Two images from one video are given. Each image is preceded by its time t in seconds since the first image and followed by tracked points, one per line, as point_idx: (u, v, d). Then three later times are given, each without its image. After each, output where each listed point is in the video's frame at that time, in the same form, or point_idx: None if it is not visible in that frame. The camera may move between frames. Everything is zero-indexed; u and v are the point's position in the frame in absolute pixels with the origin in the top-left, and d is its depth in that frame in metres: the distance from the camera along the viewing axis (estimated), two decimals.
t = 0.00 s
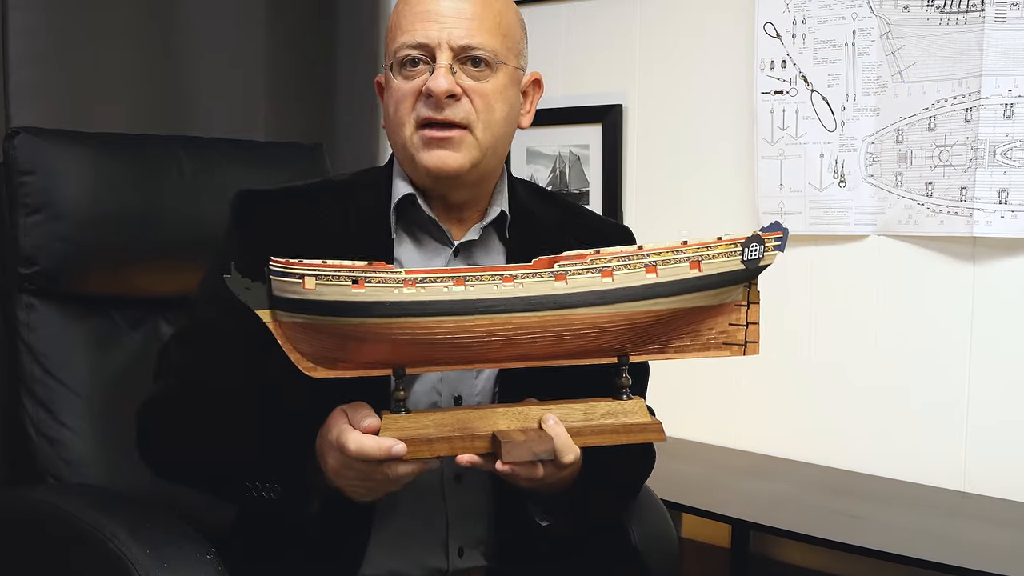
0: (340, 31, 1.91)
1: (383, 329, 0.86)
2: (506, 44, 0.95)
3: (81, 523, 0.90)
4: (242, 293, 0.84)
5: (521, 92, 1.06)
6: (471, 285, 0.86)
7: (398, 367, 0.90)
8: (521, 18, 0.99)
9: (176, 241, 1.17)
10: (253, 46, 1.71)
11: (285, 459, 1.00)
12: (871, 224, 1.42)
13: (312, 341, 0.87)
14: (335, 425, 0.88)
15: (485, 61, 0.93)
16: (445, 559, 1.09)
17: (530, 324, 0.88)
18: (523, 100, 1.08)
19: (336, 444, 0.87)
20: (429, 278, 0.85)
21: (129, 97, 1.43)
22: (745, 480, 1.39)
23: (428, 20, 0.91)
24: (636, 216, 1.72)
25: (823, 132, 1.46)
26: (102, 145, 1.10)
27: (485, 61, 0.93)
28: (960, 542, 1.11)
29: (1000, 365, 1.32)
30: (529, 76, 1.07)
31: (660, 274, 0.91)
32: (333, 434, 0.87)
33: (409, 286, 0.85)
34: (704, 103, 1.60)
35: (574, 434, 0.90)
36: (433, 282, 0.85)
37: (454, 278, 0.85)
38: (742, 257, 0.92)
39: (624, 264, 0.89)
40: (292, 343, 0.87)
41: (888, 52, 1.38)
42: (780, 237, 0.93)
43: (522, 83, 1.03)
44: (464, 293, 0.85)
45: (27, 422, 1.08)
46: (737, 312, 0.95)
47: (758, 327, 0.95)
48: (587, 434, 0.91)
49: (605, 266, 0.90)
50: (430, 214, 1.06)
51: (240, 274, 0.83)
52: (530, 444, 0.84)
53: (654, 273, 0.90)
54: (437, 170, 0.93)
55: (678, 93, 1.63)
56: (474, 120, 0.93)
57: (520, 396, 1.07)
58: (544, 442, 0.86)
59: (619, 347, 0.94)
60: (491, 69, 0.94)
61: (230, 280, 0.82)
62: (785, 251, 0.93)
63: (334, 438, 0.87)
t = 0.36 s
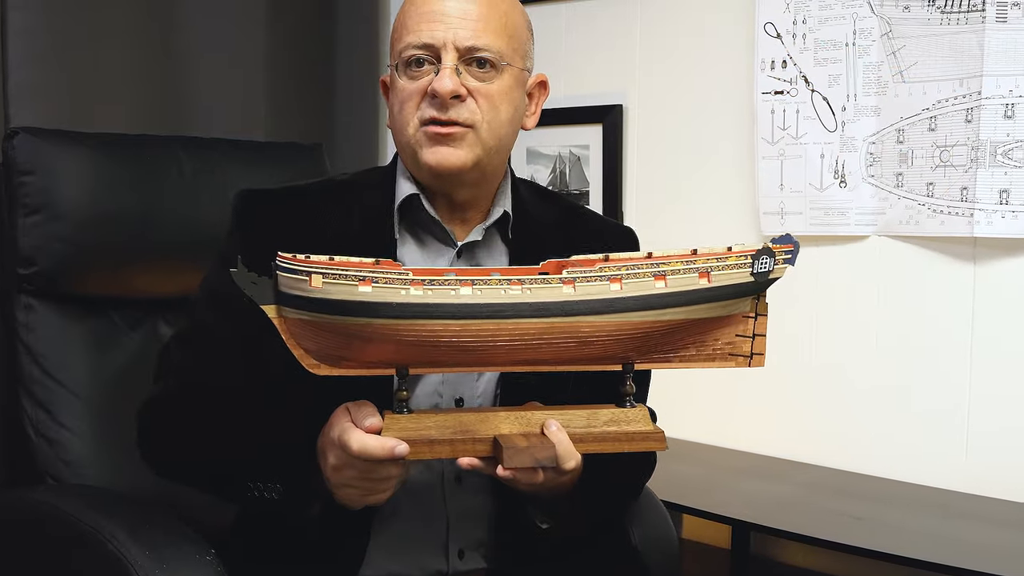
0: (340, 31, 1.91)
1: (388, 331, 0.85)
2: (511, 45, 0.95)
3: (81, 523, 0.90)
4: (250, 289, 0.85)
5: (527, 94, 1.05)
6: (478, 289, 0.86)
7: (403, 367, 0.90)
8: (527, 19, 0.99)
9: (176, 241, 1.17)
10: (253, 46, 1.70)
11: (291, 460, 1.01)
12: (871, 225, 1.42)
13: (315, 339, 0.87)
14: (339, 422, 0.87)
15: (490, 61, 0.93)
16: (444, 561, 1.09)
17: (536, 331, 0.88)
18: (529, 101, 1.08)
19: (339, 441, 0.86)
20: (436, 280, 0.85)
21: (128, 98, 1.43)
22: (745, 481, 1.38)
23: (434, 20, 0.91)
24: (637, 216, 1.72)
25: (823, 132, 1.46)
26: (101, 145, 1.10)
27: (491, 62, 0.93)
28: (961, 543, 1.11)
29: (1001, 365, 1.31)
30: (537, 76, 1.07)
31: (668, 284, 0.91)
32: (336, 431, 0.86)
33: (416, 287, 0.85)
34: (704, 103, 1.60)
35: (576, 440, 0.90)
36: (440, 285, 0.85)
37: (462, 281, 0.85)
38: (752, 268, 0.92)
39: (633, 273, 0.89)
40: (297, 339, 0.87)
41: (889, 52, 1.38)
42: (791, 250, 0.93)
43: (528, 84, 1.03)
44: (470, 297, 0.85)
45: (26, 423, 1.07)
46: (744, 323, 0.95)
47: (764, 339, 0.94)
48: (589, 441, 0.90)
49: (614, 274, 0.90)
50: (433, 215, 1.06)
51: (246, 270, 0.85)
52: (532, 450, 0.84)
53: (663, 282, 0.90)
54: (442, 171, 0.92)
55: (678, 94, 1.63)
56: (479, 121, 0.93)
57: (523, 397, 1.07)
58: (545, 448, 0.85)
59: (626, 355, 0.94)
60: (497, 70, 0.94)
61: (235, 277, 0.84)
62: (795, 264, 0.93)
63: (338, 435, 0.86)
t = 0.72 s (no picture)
0: (340, 32, 1.91)
1: (394, 331, 0.85)
2: (517, 55, 0.94)
3: (81, 524, 0.89)
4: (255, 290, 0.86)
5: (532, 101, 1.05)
6: (485, 290, 0.85)
7: (407, 367, 0.90)
8: (536, 28, 0.98)
9: (175, 241, 1.17)
10: (252, 47, 1.70)
11: (292, 461, 1.00)
12: (872, 225, 1.42)
13: (321, 338, 0.86)
14: (342, 423, 0.86)
15: (495, 72, 0.93)
16: (446, 562, 1.09)
17: (544, 332, 0.88)
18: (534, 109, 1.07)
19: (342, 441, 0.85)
20: (443, 280, 0.84)
21: (127, 98, 1.43)
22: (746, 482, 1.38)
23: (439, 27, 0.91)
24: (637, 217, 1.71)
25: (824, 132, 1.45)
26: (100, 145, 1.10)
27: (495, 73, 0.93)
28: (961, 545, 1.11)
29: (1001, 365, 1.31)
30: (540, 85, 1.06)
31: (675, 286, 0.90)
32: (339, 431, 0.86)
33: (424, 287, 0.84)
34: (704, 103, 1.60)
35: (580, 443, 0.90)
36: (447, 286, 0.84)
37: (469, 282, 0.85)
38: (758, 270, 0.92)
39: (639, 276, 0.89)
40: (301, 340, 0.87)
41: (890, 52, 1.38)
42: (798, 254, 0.92)
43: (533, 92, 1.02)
44: (478, 297, 0.85)
45: (25, 424, 1.07)
46: (749, 325, 0.95)
47: (768, 341, 0.94)
48: (594, 443, 0.90)
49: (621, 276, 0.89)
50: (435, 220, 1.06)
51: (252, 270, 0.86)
52: (536, 452, 0.84)
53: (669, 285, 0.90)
54: (442, 180, 0.92)
55: (678, 94, 1.63)
56: (480, 132, 0.93)
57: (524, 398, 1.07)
58: (549, 450, 0.85)
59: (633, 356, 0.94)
60: (501, 81, 0.93)
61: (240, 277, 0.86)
62: (800, 268, 0.92)
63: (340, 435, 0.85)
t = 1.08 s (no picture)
0: (340, 32, 1.91)
1: (405, 333, 0.84)
2: (508, 53, 0.94)
3: (81, 526, 0.89)
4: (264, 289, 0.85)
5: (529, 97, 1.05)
6: (498, 292, 0.85)
7: (416, 369, 0.88)
8: (528, 24, 0.98)
9: (174, 241, 1.16)
10: (251, 46, 1.71)
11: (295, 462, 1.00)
12: (872, 226, 1.41)
13: (330, 338, 0.85)
14: (350, 424, 0.85)
15: (485, 72, 0.92)
16: (448, 563, 1.08)
17: (556, 335, 0.87)
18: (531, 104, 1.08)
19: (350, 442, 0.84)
20: (456, 282, 0.84)
21: (126, 98, 1.43)
22: (746, 482, 1.38)
23: (428, 29, 0.90)
24: (637, 217, 1.71)
25: (824, 133, 1.45)
26: (99, 145, 1.10)
27: (486, 73, 0.92)
28: (961, 546, 1.10)
29: (1001, 366, 1.31)
30: (538, 80, 1.06)
31: (685, 291, 0.90)
32: (348, 432, 0.85)
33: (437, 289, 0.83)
34: (705, 103, 1.59)
35: (588, 447, 0.89)
36: (460, 288, 0.84)
37: (482, 284, 0.84)
38: (766, 277, 0.92)
39: (650, 280, 0.89)
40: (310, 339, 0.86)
41: (891, 52, 1.37)
42: (804, 262, 0.92)
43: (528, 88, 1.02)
44: (490, 299, 0.84)
45: (24, 424, 1.07)
46: (753, 332, 0.94)
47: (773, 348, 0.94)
48: (601, 448, 0.90)
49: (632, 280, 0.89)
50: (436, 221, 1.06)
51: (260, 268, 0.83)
52: (547, 456, 0.82)
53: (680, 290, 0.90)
54: (439, 183, 0.93)
55: (678, 94, 1.63)
56: (474, 133, 0.93)
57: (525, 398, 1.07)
58: (560, 454, 0.84)
59: (643, 360, 0.93)
60: (492, 80, 0.93)
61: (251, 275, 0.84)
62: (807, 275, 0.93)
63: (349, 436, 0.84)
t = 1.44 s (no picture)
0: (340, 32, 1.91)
1: (447, 326, 0.81)
2: (472, 38, 0.93)
3: (79, 527, 0.89)
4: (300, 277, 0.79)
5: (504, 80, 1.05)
6: (541, 284, 0.82)
7: (448, 362, 0.85)
8: (491, 5, 0.97)
9: (174, 242, 1.16)
10: (250, 47, 1.71)
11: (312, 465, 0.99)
12: (873, 226, 1.41)
13: (369, 330, 0.81)
14: (381, 417, 0.82)
15: (453, 61, 0.92)
16: (451, 564, 1.09)
17: (577, 328, 0.84)
18: (508, 87, 1.08)
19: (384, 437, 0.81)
20: (501, 273, 0.81)
21: (126, 98, 1.42)
22: (746, 483, 1.38)
23: (392, 26, 0.89)
24: (636, 217, 1.71)
25: (825, 133, 1.45)
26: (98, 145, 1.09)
27: (455, 62, 0.92)
28: (961, 548, 1.10)
29: (1001, 367, 1.31)
30: (512, 61, 1.06)
31: (713, 285, 0.89)
32: (379, 427, 0.81)
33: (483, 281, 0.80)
34: (704, 103, 1.59)
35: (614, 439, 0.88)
36: (505, 278, 0.81)
37: (525, 275, 0.82)
38: (784, 270, 0.92)
39: (682, 273, 0.87)
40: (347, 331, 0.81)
41: (891, 52, 1.37)
42: (818, 257, 0.92)
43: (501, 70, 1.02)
44: (534, 292, 0.82)
45: (23, 425, 1.07)
46: (764, 324, 0.94)
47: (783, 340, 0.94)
48: (624, 440, 0.89)
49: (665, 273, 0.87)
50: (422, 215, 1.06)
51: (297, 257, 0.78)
52: (586, 448, 0.81)
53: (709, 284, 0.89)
54: (422, 175, 0.93)
55: (678, 95, 1.63)
56: (451, 123, 0.93)
57: (526, 397, 1.07)
58: (598, 445, 0.83)
59: (666, 350, 0.91)
60: (461, 69, 0.93)
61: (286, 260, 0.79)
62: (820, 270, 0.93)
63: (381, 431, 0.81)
